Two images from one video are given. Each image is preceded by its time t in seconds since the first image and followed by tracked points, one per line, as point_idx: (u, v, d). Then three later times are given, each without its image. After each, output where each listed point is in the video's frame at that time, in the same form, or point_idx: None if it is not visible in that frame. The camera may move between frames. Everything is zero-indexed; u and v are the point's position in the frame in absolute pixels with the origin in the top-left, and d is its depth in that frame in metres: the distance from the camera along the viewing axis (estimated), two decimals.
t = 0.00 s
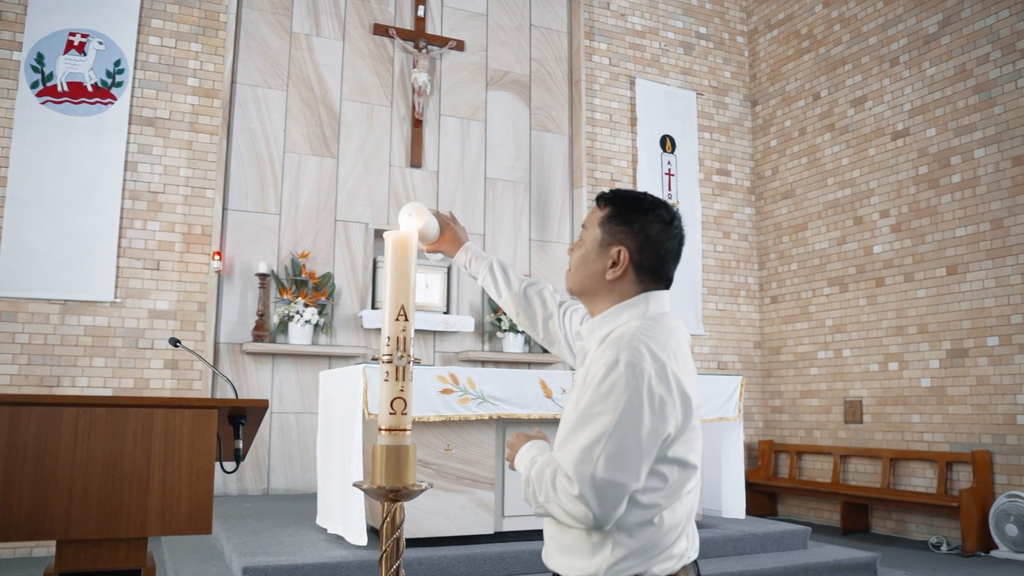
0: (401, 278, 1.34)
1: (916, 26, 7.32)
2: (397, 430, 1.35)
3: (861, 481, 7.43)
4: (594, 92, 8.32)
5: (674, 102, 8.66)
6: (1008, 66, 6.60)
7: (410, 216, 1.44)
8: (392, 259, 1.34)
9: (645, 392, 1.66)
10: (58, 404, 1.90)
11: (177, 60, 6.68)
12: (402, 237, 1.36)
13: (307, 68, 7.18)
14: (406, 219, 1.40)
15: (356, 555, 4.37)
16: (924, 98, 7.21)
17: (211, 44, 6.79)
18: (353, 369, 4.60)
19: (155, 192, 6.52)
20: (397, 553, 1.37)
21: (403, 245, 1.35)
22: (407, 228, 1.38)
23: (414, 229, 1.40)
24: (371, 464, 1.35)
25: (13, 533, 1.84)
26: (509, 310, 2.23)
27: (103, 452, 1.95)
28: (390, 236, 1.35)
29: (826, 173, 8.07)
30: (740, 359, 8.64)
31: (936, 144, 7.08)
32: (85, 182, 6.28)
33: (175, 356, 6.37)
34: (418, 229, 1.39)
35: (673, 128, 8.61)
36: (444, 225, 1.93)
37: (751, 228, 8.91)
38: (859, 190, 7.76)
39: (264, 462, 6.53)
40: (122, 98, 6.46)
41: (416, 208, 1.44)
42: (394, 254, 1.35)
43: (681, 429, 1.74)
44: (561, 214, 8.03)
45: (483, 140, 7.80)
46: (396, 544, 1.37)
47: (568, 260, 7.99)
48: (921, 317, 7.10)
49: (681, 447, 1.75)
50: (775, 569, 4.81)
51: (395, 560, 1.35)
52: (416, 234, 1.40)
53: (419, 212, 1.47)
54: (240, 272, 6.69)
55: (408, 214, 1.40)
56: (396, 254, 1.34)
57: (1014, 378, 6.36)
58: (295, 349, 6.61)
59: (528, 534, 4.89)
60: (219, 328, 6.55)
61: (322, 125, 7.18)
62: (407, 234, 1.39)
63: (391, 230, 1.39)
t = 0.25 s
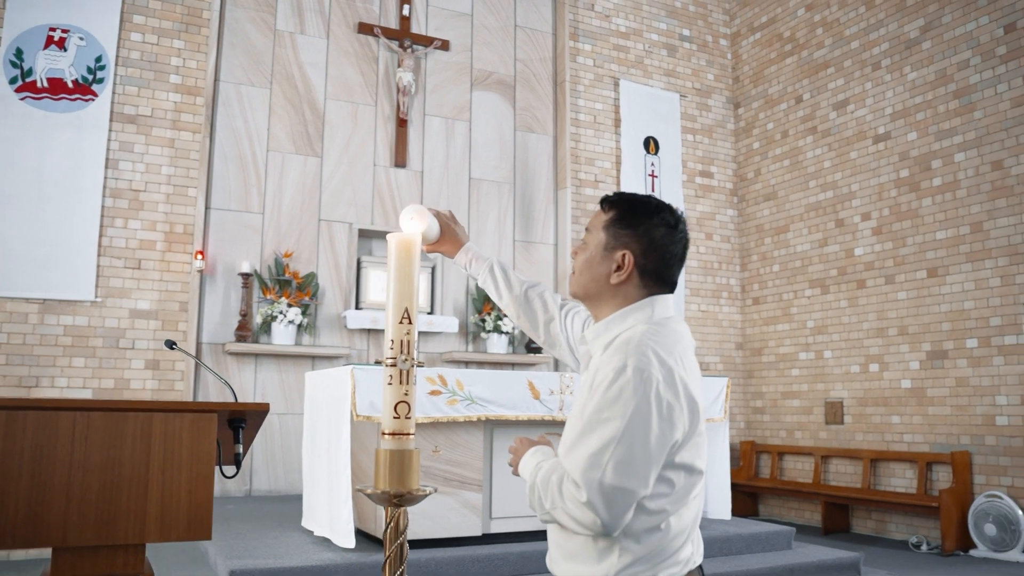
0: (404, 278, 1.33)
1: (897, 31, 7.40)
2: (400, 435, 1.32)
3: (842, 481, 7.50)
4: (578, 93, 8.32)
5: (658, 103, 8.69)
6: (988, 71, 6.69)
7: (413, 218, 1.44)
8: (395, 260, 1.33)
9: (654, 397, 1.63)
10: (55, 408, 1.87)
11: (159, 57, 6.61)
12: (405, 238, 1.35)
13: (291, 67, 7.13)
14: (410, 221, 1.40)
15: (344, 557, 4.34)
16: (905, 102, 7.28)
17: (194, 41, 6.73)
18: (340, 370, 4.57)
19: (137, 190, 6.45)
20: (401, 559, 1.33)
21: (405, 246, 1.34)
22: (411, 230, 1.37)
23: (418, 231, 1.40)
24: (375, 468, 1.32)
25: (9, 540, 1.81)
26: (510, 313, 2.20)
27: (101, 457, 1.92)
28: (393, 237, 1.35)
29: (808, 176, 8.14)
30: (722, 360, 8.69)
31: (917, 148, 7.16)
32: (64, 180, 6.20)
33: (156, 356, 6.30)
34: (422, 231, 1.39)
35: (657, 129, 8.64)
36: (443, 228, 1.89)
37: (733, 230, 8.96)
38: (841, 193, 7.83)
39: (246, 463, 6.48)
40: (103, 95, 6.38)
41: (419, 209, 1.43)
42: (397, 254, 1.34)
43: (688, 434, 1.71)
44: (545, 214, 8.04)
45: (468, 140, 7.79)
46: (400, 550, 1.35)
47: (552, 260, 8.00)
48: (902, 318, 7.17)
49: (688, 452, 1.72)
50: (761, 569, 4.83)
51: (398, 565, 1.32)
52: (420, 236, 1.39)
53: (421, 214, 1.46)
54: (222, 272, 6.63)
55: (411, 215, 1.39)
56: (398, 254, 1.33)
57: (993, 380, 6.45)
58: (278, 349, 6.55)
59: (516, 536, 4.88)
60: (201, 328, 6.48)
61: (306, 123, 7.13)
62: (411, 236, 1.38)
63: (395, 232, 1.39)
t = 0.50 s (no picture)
0: (405, 280, 1.33)
1: (880, 36, 7.47)
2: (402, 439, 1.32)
3: (824, 482, 7.56)
4: (563, 95, 8.33)
5: (642, 105, 8.71)
6: (969, 76, 6.76)
7: (418, 219, 1.43)
8: (397, 262, 1.33)
9: (660, 402, 1.61)
10: (52, 411, 1.84)
11: (142, 54, 6.54)
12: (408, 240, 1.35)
13: (276, 65, 7.08)
14: (413, 224, 1.40)
15: (332, 559, 4.31)
16: (887, 106, 7.35)
17: (178, 38, 6.66)
18: (328, 371, 4.54)
19: (118, 188, 6.37)
20: (403, 563, 1.33)
21: (407, 248, 1.34)
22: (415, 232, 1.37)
23: (421, 233, 1.39)
24: (377, 473, 1.32)
25: (6, 547, 1.77)
26: (510, 316, 2.17)
27: (98, 461, 1.89)
28: (395, 239, 1.35)
29: (791, 179, 8.20)
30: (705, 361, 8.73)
31: (899, 152, 7.23)
32: (45, 178, 6.11)
33: (138, 357, 6.23)
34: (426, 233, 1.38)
35: (641, 131, 8.67)
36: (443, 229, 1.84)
37: (716, 232, 9.00)
38: (823, 195, 7.90)
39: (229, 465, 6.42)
40: (84, 92, 6.30)
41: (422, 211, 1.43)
42: (398, 256, 1.34)
43: (693, 439, 1.69)
44: (530, 215, 8.04)
45: (452, 140, 7.77)
46: (403, 554, 1.34)
47: (537, 261, 8.00)
48: (883, 321, 7.24)
49: (693, 457, 1.70)
50: (746, 570, 4.85)
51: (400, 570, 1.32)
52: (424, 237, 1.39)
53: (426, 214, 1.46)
54: (205, 271, 6.58)
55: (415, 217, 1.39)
56: (400, 256, 1.33)
57: (973, 381, 6.53)
58: (262, 349, 6.50)
59: (503, 538, 4.88)
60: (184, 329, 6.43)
61: (290, 123, 7.08)
62: (414, 237, 1.38)
63: (398, 235, 1.39)
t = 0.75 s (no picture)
0: (406, 282, 1.33)
1: (860, 40, 7.55)
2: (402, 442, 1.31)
3: (803, 482, 7.64)
4: (546, 95, 8.33)
5: (624, 107, 8.74)
6: (948, 82, 6.85)
7: (419, 218, 1.42)
8: (397, 264, 1.32)
9: (664, 405, 1.59)
10: (48, 415, 1.81)
11: (123, 50, 6.46)
12: (409, 241, 1.34)
13: (258, 64, 7.03)
14: (414, 224, 1.39)
15: (317, 561, 4.28)
16: (867, 110, 7.43)
17: (159, 35, 6.59)
18: (313, 371, 4.52)
19: (98, 186, 6.29)
20: (404, 566, 1.33)
21: (408, 249, 1.33)
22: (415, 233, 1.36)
23: (422, 233, 1.38)
24: (378, 476, 1.31)
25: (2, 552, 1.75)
26: (509, 317, 2.16)
27: (95, 465, 1.87)
28: (395, 240, 1.34)
29: (771, 181, 8.28)
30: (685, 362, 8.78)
31: (879, 156, 7.31)
32: (22, 175, 6.02)
33: (118, 356, 6.16)
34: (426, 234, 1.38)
35: (623, 133, 8.70)
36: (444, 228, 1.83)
37: (696, 234, 9.06)
38: (803, 198, 7.98)
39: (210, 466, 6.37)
40: (63, 88, 6.21)
41: (423, 210, 1.41)
42: (399, 259, 1.33)
43: (696, 441, 1.68)
44: (512, 215, 8.05)
45: (435, 140, 7.75)
46: (403, 557, 1.34)
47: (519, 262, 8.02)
48: (862, 322, 7.32)
49: (695, 460, 1.68)
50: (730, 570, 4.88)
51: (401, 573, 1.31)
52: (424, 238, 1.38)
53: (426, 213, 1.45)
54: (185, 271, 6.52)
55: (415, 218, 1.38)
56: (401, 258, 1.32)
57: (950, 383, 6.62)
58: (243, 349, 6.44)
59: (489, 538, 4.88)
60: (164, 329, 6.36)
61: (272, 121, 7.03)
62: (415, 239, 1.37)
63: (398, 235, 1.38)
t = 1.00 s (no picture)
0: (404, 281, 1.32)
1: (841, 44, 7.62)
2: (400, 442, 1.31)
3: (783, 481, 7.70)
4: (530, 96, 8.33)
5: (607, 108, 8.77)
6: (928, 86, 6.93)
7: (419, 217, 1.42)
8: (395, 264, 1.32)
9: (665, 407, 1.58)
10: (43, 416, 1.79)
11: (103, 46, 6.39)
12: (407, 241, 1.34)
13: (241, 61, 6.98)
14: (413, 224, 1.39)
15: (303, 562, 4.25)
16: (848, 113, 7.50)
17: (140, 31, 6.51)
18: (299, 370, 4.50)
19: (78, 183, 6.21)
20: (402, 567, 1.31)
21: (406, 249, 1.33)
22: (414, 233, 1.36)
23: (420, 233, 1.38)
24: (376, 476, 1.30)
25: None
26: (506, 316, 2.15)
27: (89, 466, 1.85)
28: (394, 240, 1.34)
29: (753, 183, 8.35)
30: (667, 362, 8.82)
31: (859, 158, 7.38)
32: None
33: (98, 356, 6.09)
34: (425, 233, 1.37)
35: (606, 134, 8.72)
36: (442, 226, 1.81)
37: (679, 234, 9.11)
38: (785, 200, 8.05)
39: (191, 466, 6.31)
40: (43, 84, 6.13)
41: (422, 210, 1.41)
42: (397, 258, 1.33)
43: (696, 442, 1.67)
44: (495, 215, 8.06)
45: (419, 139, 7.73)
46: (402, 558, 1.32)
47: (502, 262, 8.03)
48: (842, 323, 7.39)
49: (694, 460, 1.68)
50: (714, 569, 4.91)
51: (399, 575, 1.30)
52: (422, 237, 1.38)
53: (427, 213, 1.45)
54: (167, 269, 6.47)
55: (414, 217, 1.38)
56: (399, 258, 1.32)
57: (929, 383, 6.69)
58: (225, 349, 6.39)
59: (474, 539, 4.88)
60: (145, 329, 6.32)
61: (255, 119, 6.98)
62: (413, 238, 1.37)
63: (397, 235, 1.38)
